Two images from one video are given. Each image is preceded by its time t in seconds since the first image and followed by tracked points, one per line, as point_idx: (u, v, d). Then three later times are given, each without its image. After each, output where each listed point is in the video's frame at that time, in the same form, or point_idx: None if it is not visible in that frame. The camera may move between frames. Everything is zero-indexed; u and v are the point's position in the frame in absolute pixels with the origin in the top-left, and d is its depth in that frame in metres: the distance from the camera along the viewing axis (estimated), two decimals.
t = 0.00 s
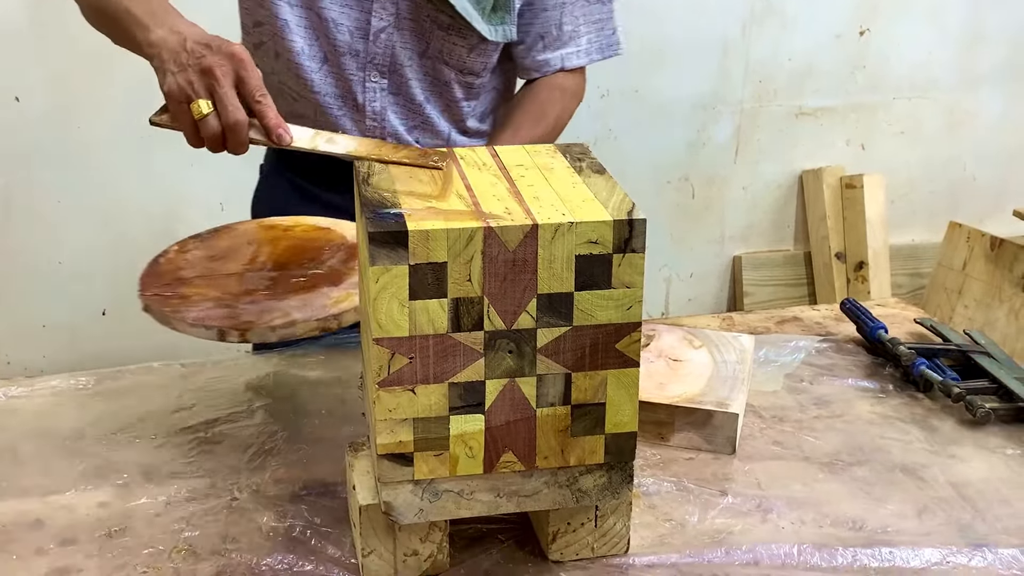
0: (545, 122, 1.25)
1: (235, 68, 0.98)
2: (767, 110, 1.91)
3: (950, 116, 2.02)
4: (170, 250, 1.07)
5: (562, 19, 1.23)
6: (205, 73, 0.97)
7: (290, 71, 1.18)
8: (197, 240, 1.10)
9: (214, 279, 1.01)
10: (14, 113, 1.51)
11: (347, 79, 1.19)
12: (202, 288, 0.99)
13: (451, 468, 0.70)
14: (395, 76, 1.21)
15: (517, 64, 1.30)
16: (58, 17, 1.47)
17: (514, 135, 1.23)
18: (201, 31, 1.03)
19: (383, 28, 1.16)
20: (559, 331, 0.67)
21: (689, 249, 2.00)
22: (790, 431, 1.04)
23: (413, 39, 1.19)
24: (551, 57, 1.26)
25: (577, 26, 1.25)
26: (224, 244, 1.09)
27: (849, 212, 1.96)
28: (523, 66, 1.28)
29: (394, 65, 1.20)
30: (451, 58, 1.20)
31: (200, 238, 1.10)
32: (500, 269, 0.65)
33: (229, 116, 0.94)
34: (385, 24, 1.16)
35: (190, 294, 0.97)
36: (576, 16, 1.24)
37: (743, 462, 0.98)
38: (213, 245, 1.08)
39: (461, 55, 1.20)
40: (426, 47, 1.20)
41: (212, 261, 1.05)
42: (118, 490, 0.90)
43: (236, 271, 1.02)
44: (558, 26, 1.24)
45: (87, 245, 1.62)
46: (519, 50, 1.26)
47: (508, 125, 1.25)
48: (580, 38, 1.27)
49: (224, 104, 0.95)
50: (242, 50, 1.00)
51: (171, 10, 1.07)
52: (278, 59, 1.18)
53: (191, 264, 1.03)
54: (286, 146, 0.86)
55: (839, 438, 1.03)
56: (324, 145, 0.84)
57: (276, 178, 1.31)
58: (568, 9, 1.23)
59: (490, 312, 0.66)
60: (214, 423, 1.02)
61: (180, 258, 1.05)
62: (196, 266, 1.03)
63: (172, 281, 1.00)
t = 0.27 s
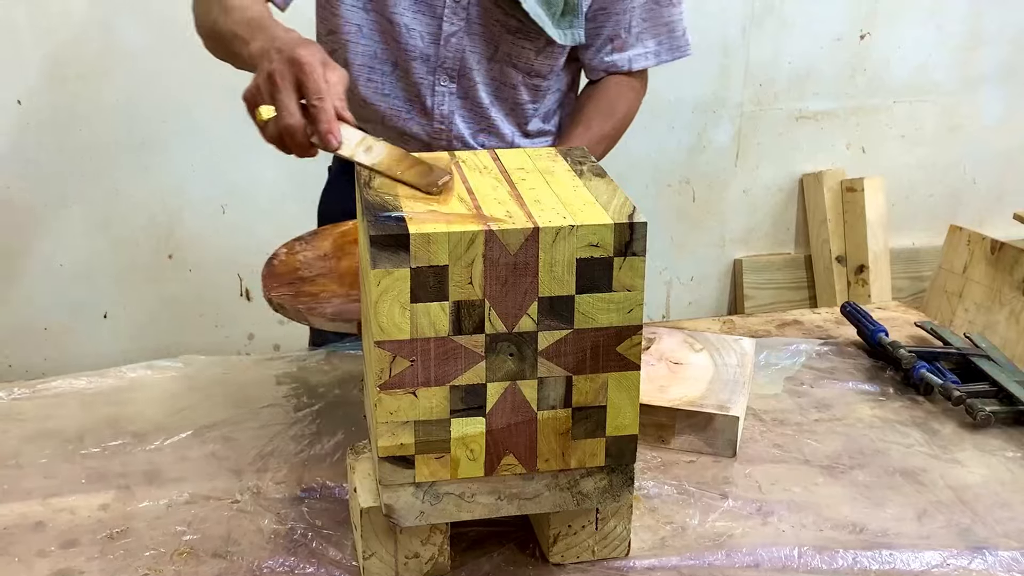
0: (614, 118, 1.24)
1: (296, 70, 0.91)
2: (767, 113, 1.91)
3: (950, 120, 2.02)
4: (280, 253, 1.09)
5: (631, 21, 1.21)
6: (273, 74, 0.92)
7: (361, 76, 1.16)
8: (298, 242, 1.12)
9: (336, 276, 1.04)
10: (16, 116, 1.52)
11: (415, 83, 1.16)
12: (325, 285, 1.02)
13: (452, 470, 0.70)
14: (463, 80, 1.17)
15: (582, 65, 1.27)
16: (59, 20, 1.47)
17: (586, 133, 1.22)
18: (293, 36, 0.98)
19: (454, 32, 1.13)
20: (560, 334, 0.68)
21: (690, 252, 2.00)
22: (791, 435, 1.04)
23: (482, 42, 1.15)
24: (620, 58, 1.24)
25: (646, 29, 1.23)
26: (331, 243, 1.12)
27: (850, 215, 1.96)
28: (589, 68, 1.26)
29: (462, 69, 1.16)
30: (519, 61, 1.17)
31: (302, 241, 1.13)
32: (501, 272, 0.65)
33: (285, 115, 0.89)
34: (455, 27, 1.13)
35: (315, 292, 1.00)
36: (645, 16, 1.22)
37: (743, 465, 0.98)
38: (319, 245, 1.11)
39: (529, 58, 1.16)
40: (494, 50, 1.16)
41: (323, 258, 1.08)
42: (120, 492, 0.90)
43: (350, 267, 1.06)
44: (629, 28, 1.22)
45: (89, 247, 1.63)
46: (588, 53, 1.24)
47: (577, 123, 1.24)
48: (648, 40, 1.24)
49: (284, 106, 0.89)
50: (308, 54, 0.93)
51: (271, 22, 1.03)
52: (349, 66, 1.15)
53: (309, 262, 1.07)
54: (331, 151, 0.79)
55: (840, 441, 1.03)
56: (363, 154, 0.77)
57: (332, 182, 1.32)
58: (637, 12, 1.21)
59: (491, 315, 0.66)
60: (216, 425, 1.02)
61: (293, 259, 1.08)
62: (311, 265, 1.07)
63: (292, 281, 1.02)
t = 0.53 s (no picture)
0: (640, 125, 1.22)
1: (390, 65, 0.96)
2: (768, 117, 1.91)
3: (952, 123, 2.02)
4: (302, 258, 1.11)
5: (658, 29, 1.19)
6: (368, 63, 0.97)
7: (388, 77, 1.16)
8: (321, 246, 1.14)
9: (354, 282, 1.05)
10: (17, 119, 1.52)
11: (439, 85, 1.14)
12: (345, 291, 1.03)
13: (453, 475, 0.70)
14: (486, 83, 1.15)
15: (610, 72, 1.25)
16: (61, 24, 1.48)
17: (610, 140, 1.21)
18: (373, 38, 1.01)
19: (477, 35, 1.11)
20: (561, 339, 0.68)
21: (691, 256, 2.00)
22: (792, 439, 1.04)
23: (505, 46, 1.13)
24: (646, 65, 1.22)
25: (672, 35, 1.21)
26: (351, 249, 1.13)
27: (851, 218, 1.96)
28: (616, 73, 1.23)
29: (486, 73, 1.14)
30: (541, 65, 1.14)
31: (325, 245, 1.15)
32: (502, 277, 0.65)
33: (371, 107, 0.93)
34: (479, 31, 1.10)
35: (337, 295, 1.01)
36: (672, 26, 1.20)
37: (744, 469, 0.98)
38: (339, 251, 1.13)
39: (551, 63, 1.14)
40: (517, 54, 1.13)
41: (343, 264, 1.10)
42: (120, 497, 0.90)
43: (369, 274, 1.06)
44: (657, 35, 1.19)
45: (90, 250, 1.63)
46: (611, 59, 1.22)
47: (601, 128, 1.22)
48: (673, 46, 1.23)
49: (374, 94, 0.94)
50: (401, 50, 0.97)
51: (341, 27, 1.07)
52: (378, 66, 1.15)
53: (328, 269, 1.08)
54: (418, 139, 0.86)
55: (841, 445, 1.03)
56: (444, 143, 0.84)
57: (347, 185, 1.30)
58: (665, 20, 1.19)
59: (492, 319, 0.66)
60: (216, 429, 1.02)
61: (314, 264, 1.10)
62: (331, 271, 1.08)
63: (314, 286, 1.04)
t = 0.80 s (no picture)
0: (643, 126, 1.20)
1: (348, 20, 0.92)
2: (770, 117, 1.91)
3: (955, 122, 2.02)
4: (305, 259, 1.11)
5: (661, 28, 1.17)
6: (325, 18, 0.93)
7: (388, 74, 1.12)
8: (326, 246, 1.14)
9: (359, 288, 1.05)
10: (19, 119, 1.52)
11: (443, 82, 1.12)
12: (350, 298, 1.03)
13: (455, 476, 0.70)
14: (492, 79, 1.12)
15: (614, 71, 1.24)
16: (63, 23, 1.48)
17: (613, 139, 1.19)
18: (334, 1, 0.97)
19: (483, 31, 1.08)
20: (563, 339, 0.67)
21: (692, 256, 1.99)
22: (795, 439, 1.04)
23: (511, 42, 1.10)
24: (649, 64, 1.20)
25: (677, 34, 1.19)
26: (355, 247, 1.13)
27: (853, 218, 1.96)
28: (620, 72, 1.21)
29: (491, 69, 1.11)
30: (548, 62, 1.12)
31: (329, 245, 1.14)
32: (504, 277, 0.65)
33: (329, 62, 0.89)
34: (485, 26, 1.08)
35: (342, 302, 1.02)
36: (676, 25, 1.18)
37: (746, 469, 0.97)
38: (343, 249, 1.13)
39: (558, 59, 1.12)
40: (523, 49, 1.11)
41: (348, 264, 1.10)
42: (121, 497, 0.90)
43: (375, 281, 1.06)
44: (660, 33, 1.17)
45: (91, 250, 1.63)
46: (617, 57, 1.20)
47: (604, 128, 1.20)
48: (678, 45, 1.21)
49: (331, 46, 0.90)
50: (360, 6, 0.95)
51: None
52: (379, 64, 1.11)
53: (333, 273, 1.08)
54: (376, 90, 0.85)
55: (844, 446, 1.03)
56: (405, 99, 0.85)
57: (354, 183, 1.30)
58: (670, 19, 1.17)
59: (494, 320, 0.66)
60: (217, 429, 1.02)
61: (318, 267, 1.09)
62: (336, 275, 1.08)
63: (318, 292, 1.04)
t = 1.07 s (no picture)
0: (627, 120, 1.22)
1: (286, 59, 0.91)
2: (770, 115, 1.91)
3: (955, 120, 2.02)
4: (304, 271, 1.08)
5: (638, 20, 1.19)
6: (261, 58, 0.92)
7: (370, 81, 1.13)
8: (322, 254, 1.12)
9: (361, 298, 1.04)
10: (19, 117, 1.52)
11: (426, 87, 1.14)
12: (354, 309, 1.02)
13: (454, 473, 0.70)
14: (474, 83, 1.15)
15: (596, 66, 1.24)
16: (62, 22, 1.48)
17: (599, 135, 1.21)
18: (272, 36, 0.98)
19: (464, 36, 1.10)
20: (562, 337, 0.67)
21: (692, 254, 1.99)
22: (794, 437, 1.04)
23: (491, 46, 1.12)
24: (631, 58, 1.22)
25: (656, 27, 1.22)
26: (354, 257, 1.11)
27: (853, 216, 1.96)
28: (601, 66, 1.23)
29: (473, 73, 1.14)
30: (529, 63, 1.14)
31: (325, 253, 1.12)
32: (503, 274, 0.65)
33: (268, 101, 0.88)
34: (465, 32, 1.10)
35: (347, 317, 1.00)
36: (653, 16, 1.20)
37: (746, 467, 0.97)
38: (341, 260, 1.11)
39: (539, 60, 1.14)
40: (504, 53, 1.13)
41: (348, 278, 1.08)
42: (122, 494, 0.90)
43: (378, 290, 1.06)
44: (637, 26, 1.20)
45: (91, 248, 1.63)
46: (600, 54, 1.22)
47: (590, 125, 1.22)
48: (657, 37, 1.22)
49: (270, 86, 0.88)
50: (294, 44, 0.93)
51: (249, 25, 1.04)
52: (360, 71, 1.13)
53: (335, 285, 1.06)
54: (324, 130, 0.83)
55: (843, 443, 1.03)
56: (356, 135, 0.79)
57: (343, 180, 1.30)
58: (646, 11, 1.19)
59: (493, 317, 0.66)
60: (217, 427, 1.02)
61: (318, 277, 1.07)
62: (337, 286, 1.06)
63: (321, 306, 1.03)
